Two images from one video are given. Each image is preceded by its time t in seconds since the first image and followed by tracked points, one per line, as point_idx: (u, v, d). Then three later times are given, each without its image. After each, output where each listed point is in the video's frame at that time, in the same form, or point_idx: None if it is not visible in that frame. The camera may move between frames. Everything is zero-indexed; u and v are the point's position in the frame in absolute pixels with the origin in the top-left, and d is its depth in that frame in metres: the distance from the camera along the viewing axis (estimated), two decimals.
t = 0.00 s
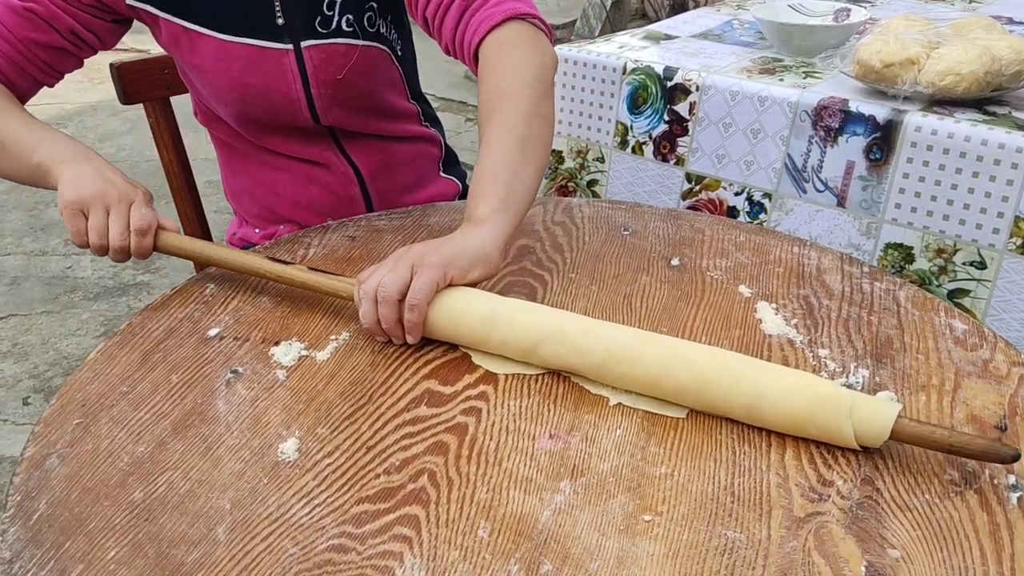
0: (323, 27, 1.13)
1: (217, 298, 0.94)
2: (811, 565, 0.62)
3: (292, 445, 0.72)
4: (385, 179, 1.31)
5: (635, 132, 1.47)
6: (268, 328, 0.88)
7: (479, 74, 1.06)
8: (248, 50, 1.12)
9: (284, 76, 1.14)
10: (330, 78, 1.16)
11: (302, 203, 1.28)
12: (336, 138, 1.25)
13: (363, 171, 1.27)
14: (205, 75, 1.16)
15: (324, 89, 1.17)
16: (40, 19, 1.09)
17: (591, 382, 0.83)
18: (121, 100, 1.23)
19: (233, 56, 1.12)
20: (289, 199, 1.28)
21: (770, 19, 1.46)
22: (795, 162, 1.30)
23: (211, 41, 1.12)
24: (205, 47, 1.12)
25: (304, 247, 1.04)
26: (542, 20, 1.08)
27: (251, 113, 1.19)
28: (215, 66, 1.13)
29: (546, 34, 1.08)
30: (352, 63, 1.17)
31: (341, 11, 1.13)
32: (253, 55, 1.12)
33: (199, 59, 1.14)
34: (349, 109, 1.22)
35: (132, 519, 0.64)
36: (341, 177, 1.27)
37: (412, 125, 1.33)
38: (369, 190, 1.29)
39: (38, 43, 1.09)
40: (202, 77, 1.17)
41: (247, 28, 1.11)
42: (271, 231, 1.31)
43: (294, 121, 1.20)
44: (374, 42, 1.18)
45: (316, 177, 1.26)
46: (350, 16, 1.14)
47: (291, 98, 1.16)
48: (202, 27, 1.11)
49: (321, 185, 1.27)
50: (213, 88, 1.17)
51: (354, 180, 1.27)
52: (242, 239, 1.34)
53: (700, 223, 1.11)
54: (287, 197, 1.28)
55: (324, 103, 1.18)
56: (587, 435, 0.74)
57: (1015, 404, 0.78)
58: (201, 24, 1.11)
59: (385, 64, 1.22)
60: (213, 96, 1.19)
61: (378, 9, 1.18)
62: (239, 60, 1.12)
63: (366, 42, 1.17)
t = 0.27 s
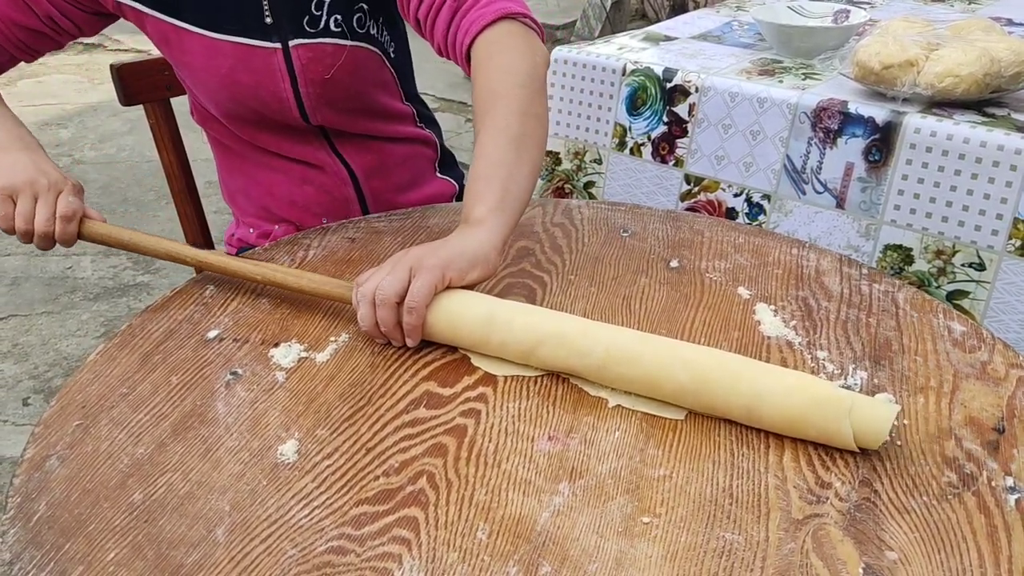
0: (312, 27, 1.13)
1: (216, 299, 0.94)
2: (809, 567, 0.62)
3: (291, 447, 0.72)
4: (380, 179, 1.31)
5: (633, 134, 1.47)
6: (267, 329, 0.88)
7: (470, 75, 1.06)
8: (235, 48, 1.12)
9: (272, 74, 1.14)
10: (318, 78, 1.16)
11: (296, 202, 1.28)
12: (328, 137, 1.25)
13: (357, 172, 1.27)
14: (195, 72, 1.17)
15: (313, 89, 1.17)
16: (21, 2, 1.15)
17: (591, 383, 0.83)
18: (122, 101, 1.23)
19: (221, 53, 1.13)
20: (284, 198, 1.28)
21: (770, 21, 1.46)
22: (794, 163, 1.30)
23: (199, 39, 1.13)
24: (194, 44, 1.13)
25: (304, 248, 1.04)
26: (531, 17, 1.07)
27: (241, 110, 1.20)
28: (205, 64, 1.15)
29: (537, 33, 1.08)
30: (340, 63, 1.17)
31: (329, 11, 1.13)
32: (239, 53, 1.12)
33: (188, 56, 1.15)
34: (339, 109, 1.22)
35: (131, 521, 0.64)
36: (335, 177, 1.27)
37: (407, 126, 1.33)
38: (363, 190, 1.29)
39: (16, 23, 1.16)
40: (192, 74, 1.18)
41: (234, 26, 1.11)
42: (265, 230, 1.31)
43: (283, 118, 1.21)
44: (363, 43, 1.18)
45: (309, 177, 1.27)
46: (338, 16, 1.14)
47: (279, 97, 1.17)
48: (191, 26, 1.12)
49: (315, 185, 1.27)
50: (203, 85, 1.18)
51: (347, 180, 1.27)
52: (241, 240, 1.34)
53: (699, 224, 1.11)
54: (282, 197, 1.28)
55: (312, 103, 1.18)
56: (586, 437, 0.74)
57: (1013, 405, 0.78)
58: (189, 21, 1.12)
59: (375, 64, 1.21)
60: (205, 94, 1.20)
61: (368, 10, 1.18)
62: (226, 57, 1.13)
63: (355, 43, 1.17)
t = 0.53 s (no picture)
0: (304, 25, 1.13)
1: (214, 299, 0.94)
2: (804, 567, 0.62)
3: (288, 446, 0.72)
4: (375, 179, 1.31)
5: (632, 134, 1.47)
6: (264, 329, 0.88)
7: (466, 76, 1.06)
8: (227, 44, 1.12)
9: (263, 71, 1.14)
10: (309, 76, 1.16)
11: (290, 201, 1.28)
12: (320, 135, 1.25)
13: (352, 172, 1.27)
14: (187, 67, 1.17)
15: (304, 87, 1.17)
16: None
17: (588, 382, 0.83)
18: (121, 102, 1.23)
19: (213, 49, 1.13)
20: (280, 197, 1.28)
21: (767, 21, 1.46)
22: (792, 163, 1.30)
23: (192, 34, 1.13)
24: (186, 38, 1.14)
25: (301, 248, 1.05)
26: (527, 20, 1.07)
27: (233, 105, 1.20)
28: (197, 59, 1.15)
29: (531, 36, 1.08)
30: (331, 63, 1.16)
31: (321, 10, 1.13)
32: (231, 49, 1.13)
33: (180, 51, 1.15)
34: (331, 108, 1.22)
35: (127, 520, 0.64)
36: (330, 177, 1.26)
37: (401, 126, 1.33)
38: (358, 190, 1.29)
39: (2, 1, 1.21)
40: (184, 70, 1.18)
41: (226, 23, 1.12)
42: (260, 228, 1.31)
43: (275, 115, 1.21)
44: (355, 43, 1.18)
45: (303, 176, 1.27)
46: (330, 15, 1.14)
47: (271, 94, 1.17)
48: (184, 21, 1.13)
49: (309, 184, 1.27)
50: (196, 81, 1.18)
51: (341, 179, 1.27)
52: (240, 239, 1.34)
53: (696, 224, 1.11)
54: (278, 195, 1.28)
55: (303, 101, 1.18)
56: (582, 436, 0.74)
57: (1008, 405, 0.78)
58: (183, 17, 1.12)
59: (367, 65, 1.21)
60: (198, 89, 1.20)
61: (361, 11, 1.18)
62: (218, 53, 1.13)
63: (347, 42, 1.17)
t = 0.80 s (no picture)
0: (307, 24, 1.13)
1: (215, 299, 0.94)
2: (802, 566, 0.62)
3: (288, 446, 0.72)
4: (375, 179, 1.31)
5: (632, 134, 1.47)
6: (265, 329, 0.89)
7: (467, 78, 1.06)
8: (230, 42, 1.13)
9: (266, 70, 1.14)
10: (311, 75, 1.16)
11: (290, 201, 1.28)
12: (320, 134, 1.25)
13: (352, 173, 1.27)
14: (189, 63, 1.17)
15: (306, 86, 1.17)
16: None
17: (589, 382, 0.83)
18: (121, 103, 1.24)
19: (216, 46, 1.13)
20: (280, 197, 1.28)
21: (766, 22, 1.46)
22: (791, 164, 1.30)
23: (195, 30, 1.13)
24: (189, 35, 1.14)
25: (301, 248, 1.05)
26: (529, 24, 1.08)
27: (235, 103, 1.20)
28: (200, 56, 1.15)
29: (534, 40, 1.08)
30: (334, 62, 1.17)
31: (325, 10, 1.14)
32: (235, 46, 1.13)
33: (183, 47, 1.16)
34: (333, 108, 1.23)
35: (128, 519, 0.64)
36: (331, 178, 1.27)
37: (402, 127, 1.34)
38: (358, 190, 1.29)
39: None
40: (186, 66, 1.19)
41: (230, 20, 1.12)
42: (260, 228, 1.31)
43: (277, 113, 1.21)
44: (358, 43, 1.18)
45: (304, 176, 1.27)
46: (334, 15, 1.15)
47: (273, 92, 1.17)
48: (188, 17, 1.13)
49: (309, 184, 1.27)
50: (198, 77, 1.18)
51: (341, 180, 1.27)
52: (241, 240, 1.34)
53: (695, 225, 1.11)
54: (278, 195, 1.29)
55: (305, 100, 1.18)
56: (582, 436, 0.75)
57: (1006, 405, 0.78)
58: (187, 13, 1.13)
59: (370, 65, 1.21)
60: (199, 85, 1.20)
61: (365, 11, 1.18)
62: (221, 50, 1.13)
63: (350, 42, 1.17)
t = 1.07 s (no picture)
0: (311, 23, 1.14)
1: (217, 300, 0.95)
2: (801, 565, 0.62)
3: (290, 445, 0.73)
4: (375, 180, 1.31)
5: (633, 135, 1.47)
6: (266, 329, 0.89)
7: (467, 80, 1.07)
8: (233, 40, 1.13)
9: (269, 69, 1.15)
10: (313, 75, 1.16)
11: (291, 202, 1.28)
12: (321, 134, 1.25)
13: (353, 173, 1.28)
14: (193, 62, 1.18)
15: (309, 85, 1.17)
16: None
17: (590, 382, 0.84)
18: (121, 104, 1.24)
19: (220, 45, 1.14)
20: (281, 197, 1.29)
21: (766, 23, 1.46)
22: (791, 164, 1.31)
23: (199, 29, 1.14)
24: (193, 34, 1.14)
25: (302, 249, 1.05)
26: (529, 27, 1.08)
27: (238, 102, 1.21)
28: (204, 54, 1.15)
29: (535, 44, 1.08)
30: (336, 62, 1.17)
31: (328, 9, 1.14)
32: (238, 45, 1.13)
33: (187, 45, 1.16)
34: (337, 108, 1.23)
35: (130, 518, 0.65)
36: (332, 178, 1.27)
37: (403, 128, 1.34)
38: (359, 191, 1.30)
39: None
40: (190, 64, 1.19)
41: (233, 19, 1.12)
42: (261, 228, 1.31)
43: (280, 112, 1.21)
44: (361, 43, 1.18)
45: (305, 177, 1.27)
46: (337, 15, 1.15)
47: (276, 92, 1.17)
48: (193, 16, 1.14)
49: (310, 185, 1.28)
50: (201, 75, 1.19)
51: (342, 180, 1.27)
52: (241, 240, 1.34)
53: (695, 225, 1.11)
54: (279, 196, 1.29)
55: (307, 99, 1.18)
56: (582, 436, 0.75)
57: (1005, 405, 0.78)
58: (191, 11, 1.13)
59: (372, 65, 1.21)
60: (202, 84, 1.21)
61: (368, 12, 1.19)
62: (225, 49, 1.14)
63: (353, 42, 1.17)
